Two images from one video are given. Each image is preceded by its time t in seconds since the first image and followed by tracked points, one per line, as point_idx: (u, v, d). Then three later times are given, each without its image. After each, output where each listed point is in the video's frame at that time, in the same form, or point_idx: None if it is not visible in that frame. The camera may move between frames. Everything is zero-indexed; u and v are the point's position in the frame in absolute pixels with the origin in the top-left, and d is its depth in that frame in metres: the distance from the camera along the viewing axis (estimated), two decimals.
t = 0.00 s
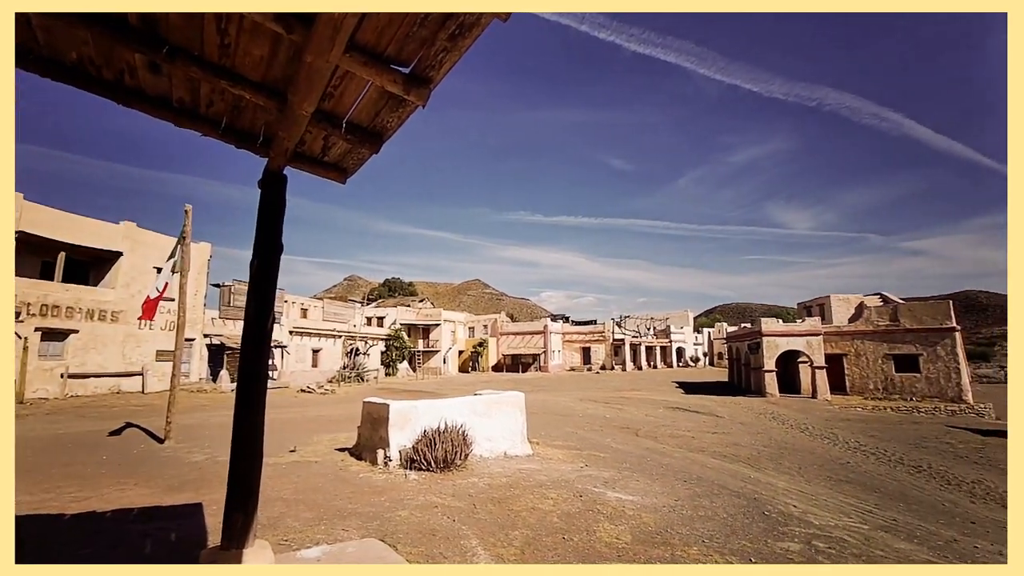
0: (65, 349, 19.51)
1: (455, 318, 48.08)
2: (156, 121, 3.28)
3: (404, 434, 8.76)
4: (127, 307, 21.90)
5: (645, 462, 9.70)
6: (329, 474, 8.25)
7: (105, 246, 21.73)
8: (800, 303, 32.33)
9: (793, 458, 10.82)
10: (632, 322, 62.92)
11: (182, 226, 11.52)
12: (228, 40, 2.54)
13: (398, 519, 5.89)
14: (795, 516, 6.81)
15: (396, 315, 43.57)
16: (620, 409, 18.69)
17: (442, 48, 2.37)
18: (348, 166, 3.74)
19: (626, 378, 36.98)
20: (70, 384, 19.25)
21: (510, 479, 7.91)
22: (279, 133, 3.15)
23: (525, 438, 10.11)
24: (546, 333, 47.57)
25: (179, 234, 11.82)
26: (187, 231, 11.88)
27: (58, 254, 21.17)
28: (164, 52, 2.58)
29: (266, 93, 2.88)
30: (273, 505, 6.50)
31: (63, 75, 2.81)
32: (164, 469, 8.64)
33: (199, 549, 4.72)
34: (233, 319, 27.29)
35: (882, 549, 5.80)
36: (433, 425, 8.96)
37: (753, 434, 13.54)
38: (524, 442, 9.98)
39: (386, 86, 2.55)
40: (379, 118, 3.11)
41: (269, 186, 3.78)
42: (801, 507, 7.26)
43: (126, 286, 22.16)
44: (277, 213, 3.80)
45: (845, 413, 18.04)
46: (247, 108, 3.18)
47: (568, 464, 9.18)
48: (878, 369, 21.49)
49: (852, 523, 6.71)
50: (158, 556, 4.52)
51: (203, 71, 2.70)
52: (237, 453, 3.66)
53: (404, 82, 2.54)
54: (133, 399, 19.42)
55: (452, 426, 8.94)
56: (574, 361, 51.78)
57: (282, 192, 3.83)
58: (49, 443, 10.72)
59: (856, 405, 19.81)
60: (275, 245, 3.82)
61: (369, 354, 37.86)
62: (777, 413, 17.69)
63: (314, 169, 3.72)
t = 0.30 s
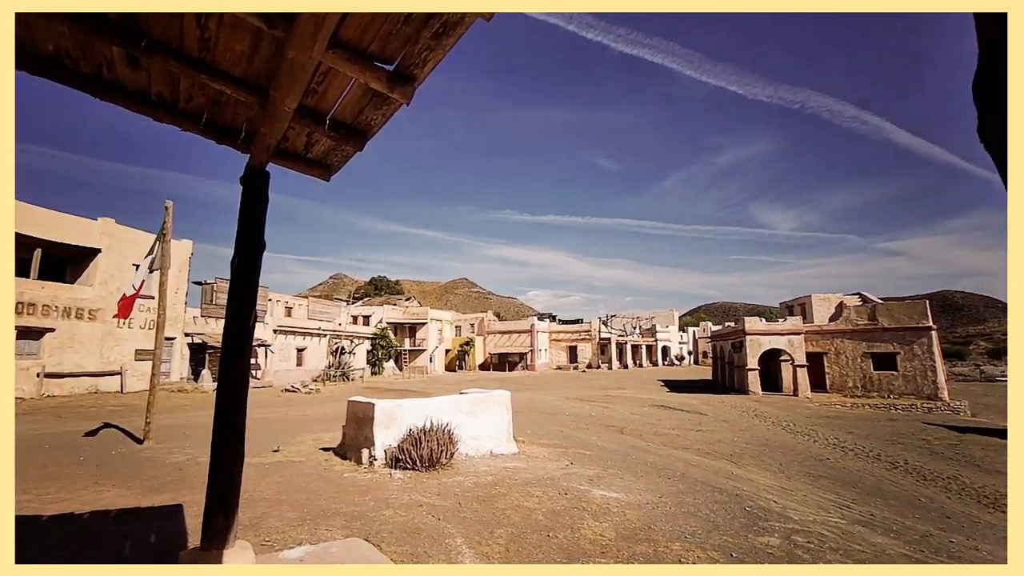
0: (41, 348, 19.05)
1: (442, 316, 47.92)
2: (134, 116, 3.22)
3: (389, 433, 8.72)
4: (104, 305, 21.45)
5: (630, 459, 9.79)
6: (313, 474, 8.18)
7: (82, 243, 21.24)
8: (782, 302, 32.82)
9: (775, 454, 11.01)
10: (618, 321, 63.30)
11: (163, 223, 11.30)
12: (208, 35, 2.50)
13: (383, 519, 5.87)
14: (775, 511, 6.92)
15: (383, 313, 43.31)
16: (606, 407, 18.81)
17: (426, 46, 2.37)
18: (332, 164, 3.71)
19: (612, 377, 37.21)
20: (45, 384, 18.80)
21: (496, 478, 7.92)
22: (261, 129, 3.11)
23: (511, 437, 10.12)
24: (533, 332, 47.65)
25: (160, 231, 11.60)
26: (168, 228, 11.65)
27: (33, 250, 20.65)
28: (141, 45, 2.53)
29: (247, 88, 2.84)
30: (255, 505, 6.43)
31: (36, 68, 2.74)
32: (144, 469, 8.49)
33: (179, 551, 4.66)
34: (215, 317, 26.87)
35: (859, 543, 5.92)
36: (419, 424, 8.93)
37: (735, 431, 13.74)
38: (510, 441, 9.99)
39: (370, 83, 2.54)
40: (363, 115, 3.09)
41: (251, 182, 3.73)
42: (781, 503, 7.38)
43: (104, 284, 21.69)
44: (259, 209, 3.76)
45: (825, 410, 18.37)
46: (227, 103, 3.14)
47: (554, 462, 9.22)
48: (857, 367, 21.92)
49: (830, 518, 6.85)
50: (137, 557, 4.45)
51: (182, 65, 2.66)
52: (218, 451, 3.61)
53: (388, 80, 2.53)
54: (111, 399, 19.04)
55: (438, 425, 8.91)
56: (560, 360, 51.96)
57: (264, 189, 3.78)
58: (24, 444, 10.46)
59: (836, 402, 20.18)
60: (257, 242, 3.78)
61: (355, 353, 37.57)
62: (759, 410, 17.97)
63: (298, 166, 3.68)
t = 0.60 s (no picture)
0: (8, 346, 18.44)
1: (425, 314, 47.67)
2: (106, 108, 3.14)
3: (370, 432, 8.66)
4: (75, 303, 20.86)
5: (611, 456, 9.88)
6: (292, 473, 8.09)
7: (52, 238, 20.60)
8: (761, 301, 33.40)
9: (753, 450, 11.21)
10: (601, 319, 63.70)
11: (138, 217, 11.02)
12: (183, 27, 2.46)
13: (363, 518, 5.82)
14: (752, 505, 7.06)
15: (365, 311, 42.93)
16: (588, 405, 18.94)
17: (407, 42, 2.36)
18: (311, 159, 3.66)
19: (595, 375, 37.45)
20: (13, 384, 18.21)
21: (477, 476, 7.92)
22: (238, 124, 3.06)
23: (493, 435, 10.13)
24: (517, 330, 47.69)
25: (133, 226, 11.30)
26: (142, 222, 11.35)
27: None
28: (114, 36, 2.47)
29: (223, 81, 2.79)
30: (232, 505, 6.33)
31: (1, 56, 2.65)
32: (117, 470, 8.30)
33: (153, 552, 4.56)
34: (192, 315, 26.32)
35: (831, 536, 6.08)
36: (400, 422, 8.88)
37: (715, 428, 13.97)
38: (493, 438, 9.99)
39: (349, 78, 2.52)
40: (343, 111, 3.06)
41: (228, 177, 3.67)
42: (757, 497, 7.52)
43: (75, 280, 21.08)
44: (235, 204, 3.69)
45: (801, 407, 18.78)
46: (204, 96, 3.08)
47: (536, 460, 9.25)
48: (831, 365, 22.44)
49: (804, 512, 7.01)
50: (109, 559, 4.34)
51: (156, 56, 2.60)
52: (193, 452, 3.56)
53: (367, 75, 2.51)
54: (83, 399, 18.54)
55: (420, 423, 8.88)
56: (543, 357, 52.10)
57: (241, 184, 3.71)
58: None
59: (812, 399, 20.62)
60: (233, 238, 3.72)
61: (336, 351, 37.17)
62: (738, 407, 18.29)
63: (276, 161, 3.63)
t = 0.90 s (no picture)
0: None
1: (412, 312, 47.46)
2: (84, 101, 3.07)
3: (355, 430, 8.60)
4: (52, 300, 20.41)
5: (597, 454, 9.94)
6: (276, 473, 8.02)
7: (29, 233, 20.13)
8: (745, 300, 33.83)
9: (736, 447, 11.36)
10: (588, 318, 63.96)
11: (118, 212, 10.81)
12: (163, 19, 2.42)
13: (348, 517, 5.79)
14: (735, 501, 7.16)
15: (351, 309, 42.63)
16: (575, 403, 19.04)
17: (391, 39, 2.34)
18: (295, 155, 3.62)
19: (582, 373, 37.63)
20: None
21: (463, 474, 7.91)
22: (220, 118, 3.02)
23: (480, 433, 10.12)
24: (504, 329, 47.70)
25: (113, 221, 11.09)
26: (123, 218, 11.14)
27: None
28: (92, 28, 2.42)
29: (204, 75, 2.76)
30: (215, 505, 6.26)
31: None
32: (96, 471, 8.15)
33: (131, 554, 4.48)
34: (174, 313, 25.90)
35: (811, 530, 6.20)
36: (386, 420, 8.84)
37: (699, 425, 14.14)
38: (479, 437, 9.98)
39: (333, 74, 2.50)
40: (327, 107, 3.03)
41: (209, 173, 3.61)
42: (739, 493, 7.64)
43: (53, 277, 20.62)
44: (218, 200, 3.63)
45: (784, 404, 19.07)
46: (184, 90, 3.03)
47: (522, 458, 9.27)
48: (813, 363, 22.82)
49: (785, 507, 7.13)
50: (86, 560, 4.27)
51: (136, 49, 2.56)
52: (174, 450, 3.51)
53: (351, 72, 2.50)
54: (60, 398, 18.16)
55: (406, 421, 8.85)
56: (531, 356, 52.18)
57: (222, 179, 3.66)
58: None
59: (795, 397, 20.95)
60: (215, 234, 3.66)
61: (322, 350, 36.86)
62: (722, 404, 18.54)
63: (259, 157, 3.59)
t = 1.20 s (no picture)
0: None
1: (400, 311, 47.22)
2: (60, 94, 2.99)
3: (341, 429, 8.55)
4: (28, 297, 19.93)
5: (583, 451, 10.00)
6: (260, 472, 7.93)
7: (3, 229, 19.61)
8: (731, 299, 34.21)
9: (721, 444, 11.50)
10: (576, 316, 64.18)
11: (97, 207, 10.58)
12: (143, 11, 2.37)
13: (333, 516, 5.75)
14: (718, 497, 7.25)
15: (338, 307, 42.27)
16: (562, 401, 19.12)
17: (375, 36, 2.33)
18: (279, 151, 3.58)
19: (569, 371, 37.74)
20: None
21: (450, 472, 7.90)
22: (202, 113, 2.97)
23: (467, 432, 10.12)
24: (492, 327, 47.67)
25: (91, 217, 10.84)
26: (101, 213, 10.90)
27: None
28: (69, 20, 2.37)
29: (185, 70, 2.72)
30: (197, 505, 6.17)
31: None
32: (74, 471, 7.99)
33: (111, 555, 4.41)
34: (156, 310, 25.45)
35: (792, 525, 6.30)
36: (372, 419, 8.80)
37: (685, 422, 14.29)
38: (466, 435, 9.98)
39: (317, 70, 2.48)
40: (311, 103, 3.00)
41: (190, 169, 3.56)
42: (723, 489, 7.73)
43: (29, 274, 20.14)
44: (199, 196, 3.58)
45: (768, 402, 19.32)
46: (165, 84, 2.98)
47: (509, 456, 9.29)
48: (795, 361, 23.18)
49: (767, 502, 7.25)
50: (64, 562, 4.18)
51: (116, 43, 2.51)
52: (153, 450, 3.46)
53: (336, 68, 2.48)
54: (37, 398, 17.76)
55: (392, 420, 8.81)
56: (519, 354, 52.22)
57: (204, 176, 3.60)
58: None
59: (778, 394, 21.26)
60: (196, 231, 3.61)
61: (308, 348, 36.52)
62: (707, 402, 18.74)
63: (242, 152, 3.55)
